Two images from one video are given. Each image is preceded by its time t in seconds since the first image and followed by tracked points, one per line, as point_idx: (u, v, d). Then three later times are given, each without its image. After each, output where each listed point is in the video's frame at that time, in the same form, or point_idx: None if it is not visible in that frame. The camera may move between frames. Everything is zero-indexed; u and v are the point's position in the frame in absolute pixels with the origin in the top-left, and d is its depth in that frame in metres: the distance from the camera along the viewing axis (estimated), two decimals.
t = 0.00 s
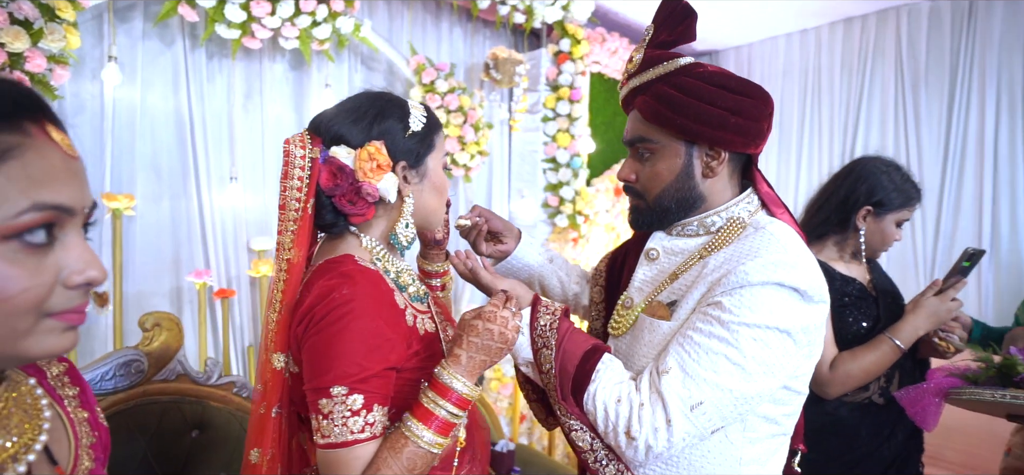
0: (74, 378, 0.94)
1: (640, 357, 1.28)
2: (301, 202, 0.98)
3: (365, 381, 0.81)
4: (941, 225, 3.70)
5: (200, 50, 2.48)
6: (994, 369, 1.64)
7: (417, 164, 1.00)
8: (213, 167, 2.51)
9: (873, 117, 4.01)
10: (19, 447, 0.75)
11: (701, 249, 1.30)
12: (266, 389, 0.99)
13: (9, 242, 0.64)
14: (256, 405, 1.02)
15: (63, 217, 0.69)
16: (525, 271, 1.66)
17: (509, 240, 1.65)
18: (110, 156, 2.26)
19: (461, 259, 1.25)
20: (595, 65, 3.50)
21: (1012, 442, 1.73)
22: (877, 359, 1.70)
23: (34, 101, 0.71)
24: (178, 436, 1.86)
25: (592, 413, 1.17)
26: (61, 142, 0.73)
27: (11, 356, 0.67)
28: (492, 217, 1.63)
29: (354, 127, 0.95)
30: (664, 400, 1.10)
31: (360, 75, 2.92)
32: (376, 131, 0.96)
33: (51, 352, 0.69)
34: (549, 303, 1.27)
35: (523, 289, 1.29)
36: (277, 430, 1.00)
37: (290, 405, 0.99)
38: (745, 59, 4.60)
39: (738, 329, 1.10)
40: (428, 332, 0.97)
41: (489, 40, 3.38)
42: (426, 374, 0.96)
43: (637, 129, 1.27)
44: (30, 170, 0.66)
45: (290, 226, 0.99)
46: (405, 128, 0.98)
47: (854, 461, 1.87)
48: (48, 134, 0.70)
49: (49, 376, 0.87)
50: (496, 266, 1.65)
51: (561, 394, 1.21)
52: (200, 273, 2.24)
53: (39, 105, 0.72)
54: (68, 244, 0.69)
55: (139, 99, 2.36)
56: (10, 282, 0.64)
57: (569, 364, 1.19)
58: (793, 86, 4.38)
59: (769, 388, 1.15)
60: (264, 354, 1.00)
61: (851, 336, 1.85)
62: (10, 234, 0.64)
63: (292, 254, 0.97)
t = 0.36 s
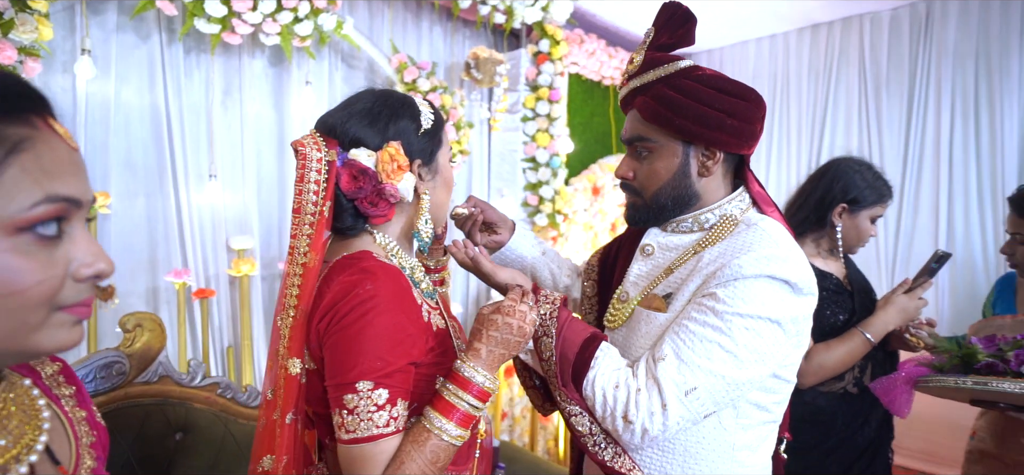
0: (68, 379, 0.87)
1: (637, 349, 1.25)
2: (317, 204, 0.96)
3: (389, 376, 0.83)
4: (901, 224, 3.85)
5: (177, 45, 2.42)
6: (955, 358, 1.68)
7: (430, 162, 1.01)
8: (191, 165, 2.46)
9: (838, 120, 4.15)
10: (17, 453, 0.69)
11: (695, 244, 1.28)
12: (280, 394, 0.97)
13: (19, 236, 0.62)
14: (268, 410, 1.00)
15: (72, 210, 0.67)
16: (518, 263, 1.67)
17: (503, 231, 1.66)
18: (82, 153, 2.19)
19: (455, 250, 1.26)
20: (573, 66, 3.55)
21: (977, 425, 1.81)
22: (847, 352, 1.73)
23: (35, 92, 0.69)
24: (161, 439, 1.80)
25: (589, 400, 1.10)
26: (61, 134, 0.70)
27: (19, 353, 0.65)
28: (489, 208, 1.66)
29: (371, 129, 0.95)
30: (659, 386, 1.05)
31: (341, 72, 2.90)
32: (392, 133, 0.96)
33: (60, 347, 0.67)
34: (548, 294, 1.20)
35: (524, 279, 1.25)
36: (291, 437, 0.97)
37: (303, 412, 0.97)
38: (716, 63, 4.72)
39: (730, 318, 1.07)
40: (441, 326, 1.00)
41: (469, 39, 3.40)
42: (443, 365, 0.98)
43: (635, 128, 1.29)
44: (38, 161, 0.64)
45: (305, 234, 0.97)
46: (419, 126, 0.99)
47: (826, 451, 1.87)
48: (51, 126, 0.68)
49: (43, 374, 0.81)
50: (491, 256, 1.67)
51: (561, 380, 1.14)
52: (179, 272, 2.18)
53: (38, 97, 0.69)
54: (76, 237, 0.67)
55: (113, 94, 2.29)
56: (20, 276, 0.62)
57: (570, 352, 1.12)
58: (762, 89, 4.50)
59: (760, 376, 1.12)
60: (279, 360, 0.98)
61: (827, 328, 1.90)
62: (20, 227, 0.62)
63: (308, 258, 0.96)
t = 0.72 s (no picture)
0: (68, 374, 0.87)
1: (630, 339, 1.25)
2: (334, 205, 0.98)
3: (407, 370, 0.87)
4: (871, 223, 3.99)
5: (162, 43, 2.40)
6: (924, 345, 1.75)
7: (440, 162, 1.05)
8: (177, 163, 2.44)
9: (811, 122, 4.27)
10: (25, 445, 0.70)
11: (685, 242, 1.27)
12: (295, 393, 0.98)
13: (45, 222, 0.63)
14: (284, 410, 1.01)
15: (90, 197, 0.67)
16: (509, 255, 1.69)
17: (494, 223, 1.67)
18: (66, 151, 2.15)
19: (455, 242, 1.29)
20: (556, 67, 3.60)
21: (944, 412, 1.90)
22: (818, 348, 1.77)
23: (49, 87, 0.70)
24: (152, 439, 1.79)
25: (585, 384, 1.13)
26: (67, 120, 0.71)
27: (39, 336, 0.66)
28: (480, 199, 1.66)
29: (387, 132, 0.98)
30: (650, 370, 1.07)
31: (326, 72, 2.90)
32: (406, 136, 1.00)
33: (80, 331, 0.68)
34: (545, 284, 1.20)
35: (521, 270, 1.31)
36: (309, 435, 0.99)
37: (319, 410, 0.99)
38: (695, 66, 4.82)
39: (719, 306, 1.08)
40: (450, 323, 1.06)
41: (453, 40, 3.43)
42: (451, 360, 1.04)
43: (629, 129, 1.29)
44: (60, 148, 0.65)
45: (321, 234, 0.99)
46: (428, 128, 1.03)
47: (808, 436, 1.89)
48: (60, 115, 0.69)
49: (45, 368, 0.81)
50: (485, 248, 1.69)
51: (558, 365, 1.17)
52: (167, 272, 2.16)
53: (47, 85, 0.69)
54: (94, 222, 0.68)
55: (97, 92, 2.27)
56: (46, 261, 0.63)
57: (566, 341, 1.15)
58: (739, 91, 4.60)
59: (745, 363, 1.12)
60: (293, 360, 1.00)
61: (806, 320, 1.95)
62: (44, 213, 0.63)
63: (325, 258, 0.98)
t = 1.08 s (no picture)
0: (77, 370, 0.89)
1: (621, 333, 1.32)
2: (351, 213, 1.04)
3: (421, 364, 0.94)
4: (850, 223, 4.11)
5: (157, 46, 2.42)
6: (902, 338, 1.84)
7: (446, 169, 1.14)
8: (172, 165, 2.46)
9: (793, 125, 4.38)
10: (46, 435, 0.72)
11: (671, 243, 1.33)
12: (312, 389, 1.03)
13: (67, 220, 0.65)
14: (302, 406, 1.05)
15: (109, 198, 0.69)
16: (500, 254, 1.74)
17: (485, 223, 1.71)
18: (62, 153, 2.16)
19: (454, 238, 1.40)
20: (545, 70, 3.67)
21: (916, 403, 2.01)
22: (791, 344, 1.82)
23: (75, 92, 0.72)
24: (153, 437, 1.82)
25: (580, 375, 1.19)
26: (91, 123, 0.72)
27: (61, 330, 0.68)
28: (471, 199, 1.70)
29: (400, 144, 1.06)
30: (640, 362, 1.14)
31: (319, 74, 2.94)
32: (418, 147, 1.07)
33: (97, 325, 0.71)
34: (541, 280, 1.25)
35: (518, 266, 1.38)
36: (326, 430, 1.03)
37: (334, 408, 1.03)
38: (680, 69, 4.92)
39: (704, 301, 1.15)
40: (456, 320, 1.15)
41: (444, 43, 3.48)
42: (457, 355, 1.11)
43: (620, 136, 1.35)
44: (83, 151, 0.67)
45: (339, 238, 1.05)
46: (434, 137, 1.10)
47: (788, 428, 1.94)
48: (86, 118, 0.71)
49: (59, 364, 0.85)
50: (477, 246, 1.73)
51: (553, 357, 1.23)
52: (163, 273, 2.18)
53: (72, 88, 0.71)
54: (115, 222, 0.70)
55: (92, 94, 2.28)
56: (67, 258, 0.65)
57: (561, 336, 1.21)
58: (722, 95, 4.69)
59: (728, 355, 1.19)
60: (309, 359, 1.05)
61: (785, 315, 1.99)
62: (65, 212, 0.65)
63: (343, 262, 1.03)
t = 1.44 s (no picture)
0: (101, 365, 0.95)
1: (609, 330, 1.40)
2: (366, 219, 1.12)
3: (432, 357, 1.04)
4: (837, 224, 4.22)
5: (161, 53, 2.49)
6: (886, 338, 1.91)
7: (449, 178, 1.25)
8: (176, 169, 2.53)
9: (781, 128, 4.49)
10: (80, 418, 0.76)
11: (656, 246, 1.41)
12: (329, 383, 1.11)
13: (76, 230, 0.70)
14: (319, 399, 1.13)
15: (122, 209, 0.74)
16: (494, 256, 1.82)
17: (480, 226, 1.79)
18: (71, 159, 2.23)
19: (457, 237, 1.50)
20: (539, 75, 3.76)
21: (891, 396, 2.11)
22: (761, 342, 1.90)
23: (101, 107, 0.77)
24: (161, 433, 1.90)
25: (571, 369, 1.28)
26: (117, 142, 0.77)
27: (76, 331, 0.73)
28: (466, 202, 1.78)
29: (411, 156, 1.15)
30: (628, 357, 1.23)
31: (319, 80, 3.02)
32: (427, 157, 1.17)
33: (111, 329, 0.75)
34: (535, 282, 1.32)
35: (514, 269, 1.48)
36: (341, 421, 1.11)
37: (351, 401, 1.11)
38: (671, 73, 5.02)
39: (684, 300, 1.24)
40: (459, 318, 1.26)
41: (441, 49, 3.57)
42: (461, 350, 1.20)
43: (607, 146, 1.44)
44: (91, 166, 0.71)
45: (355, 243, 1.12)
46: (438, 148, 1.20)
47: (767, 421, 2.00)
48: (109, 136, 0.75)
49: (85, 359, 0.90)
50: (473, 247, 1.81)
51: (547, 353, 1.31)
52: (170, 274, 2.25)
53: (98, 109, 0.76)
54: (127, 231, 0.75)
55: (99, 100, 2.35)
56: (75, 264, 0.70)
57: (553, 331, 1.30)
58: (712, 98, 4.80)
59: (710, 350, 1.29)
60: (325, 356, 1.13)
61: (761, 312, 2.00)
62: (75, 223, 0.70)
63: (359, 266, 1.11)
